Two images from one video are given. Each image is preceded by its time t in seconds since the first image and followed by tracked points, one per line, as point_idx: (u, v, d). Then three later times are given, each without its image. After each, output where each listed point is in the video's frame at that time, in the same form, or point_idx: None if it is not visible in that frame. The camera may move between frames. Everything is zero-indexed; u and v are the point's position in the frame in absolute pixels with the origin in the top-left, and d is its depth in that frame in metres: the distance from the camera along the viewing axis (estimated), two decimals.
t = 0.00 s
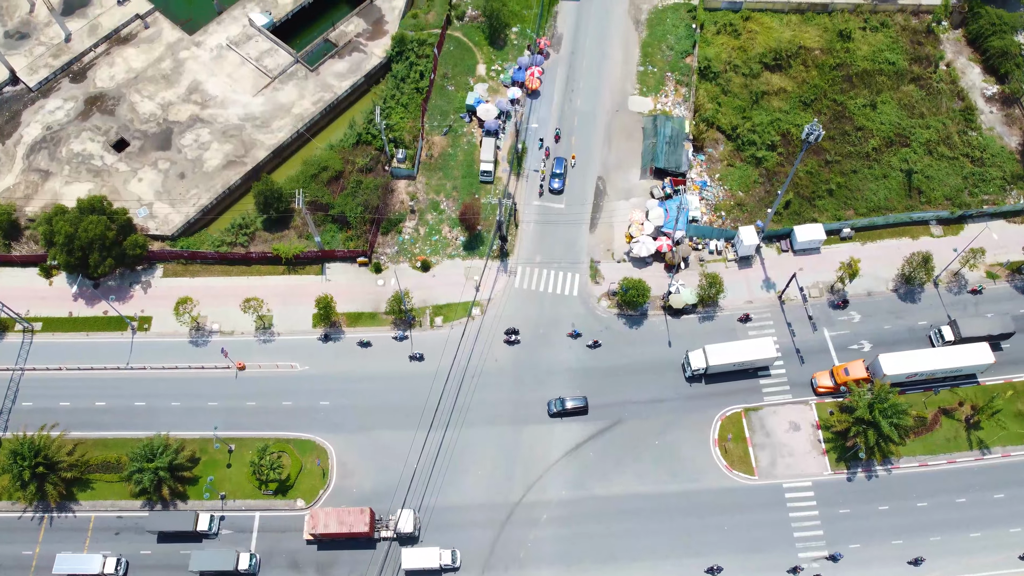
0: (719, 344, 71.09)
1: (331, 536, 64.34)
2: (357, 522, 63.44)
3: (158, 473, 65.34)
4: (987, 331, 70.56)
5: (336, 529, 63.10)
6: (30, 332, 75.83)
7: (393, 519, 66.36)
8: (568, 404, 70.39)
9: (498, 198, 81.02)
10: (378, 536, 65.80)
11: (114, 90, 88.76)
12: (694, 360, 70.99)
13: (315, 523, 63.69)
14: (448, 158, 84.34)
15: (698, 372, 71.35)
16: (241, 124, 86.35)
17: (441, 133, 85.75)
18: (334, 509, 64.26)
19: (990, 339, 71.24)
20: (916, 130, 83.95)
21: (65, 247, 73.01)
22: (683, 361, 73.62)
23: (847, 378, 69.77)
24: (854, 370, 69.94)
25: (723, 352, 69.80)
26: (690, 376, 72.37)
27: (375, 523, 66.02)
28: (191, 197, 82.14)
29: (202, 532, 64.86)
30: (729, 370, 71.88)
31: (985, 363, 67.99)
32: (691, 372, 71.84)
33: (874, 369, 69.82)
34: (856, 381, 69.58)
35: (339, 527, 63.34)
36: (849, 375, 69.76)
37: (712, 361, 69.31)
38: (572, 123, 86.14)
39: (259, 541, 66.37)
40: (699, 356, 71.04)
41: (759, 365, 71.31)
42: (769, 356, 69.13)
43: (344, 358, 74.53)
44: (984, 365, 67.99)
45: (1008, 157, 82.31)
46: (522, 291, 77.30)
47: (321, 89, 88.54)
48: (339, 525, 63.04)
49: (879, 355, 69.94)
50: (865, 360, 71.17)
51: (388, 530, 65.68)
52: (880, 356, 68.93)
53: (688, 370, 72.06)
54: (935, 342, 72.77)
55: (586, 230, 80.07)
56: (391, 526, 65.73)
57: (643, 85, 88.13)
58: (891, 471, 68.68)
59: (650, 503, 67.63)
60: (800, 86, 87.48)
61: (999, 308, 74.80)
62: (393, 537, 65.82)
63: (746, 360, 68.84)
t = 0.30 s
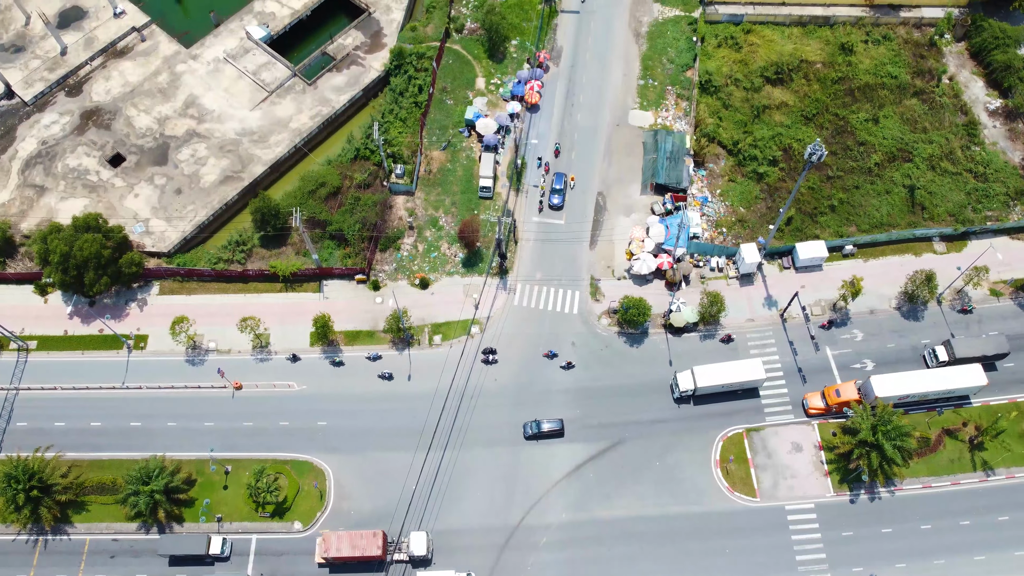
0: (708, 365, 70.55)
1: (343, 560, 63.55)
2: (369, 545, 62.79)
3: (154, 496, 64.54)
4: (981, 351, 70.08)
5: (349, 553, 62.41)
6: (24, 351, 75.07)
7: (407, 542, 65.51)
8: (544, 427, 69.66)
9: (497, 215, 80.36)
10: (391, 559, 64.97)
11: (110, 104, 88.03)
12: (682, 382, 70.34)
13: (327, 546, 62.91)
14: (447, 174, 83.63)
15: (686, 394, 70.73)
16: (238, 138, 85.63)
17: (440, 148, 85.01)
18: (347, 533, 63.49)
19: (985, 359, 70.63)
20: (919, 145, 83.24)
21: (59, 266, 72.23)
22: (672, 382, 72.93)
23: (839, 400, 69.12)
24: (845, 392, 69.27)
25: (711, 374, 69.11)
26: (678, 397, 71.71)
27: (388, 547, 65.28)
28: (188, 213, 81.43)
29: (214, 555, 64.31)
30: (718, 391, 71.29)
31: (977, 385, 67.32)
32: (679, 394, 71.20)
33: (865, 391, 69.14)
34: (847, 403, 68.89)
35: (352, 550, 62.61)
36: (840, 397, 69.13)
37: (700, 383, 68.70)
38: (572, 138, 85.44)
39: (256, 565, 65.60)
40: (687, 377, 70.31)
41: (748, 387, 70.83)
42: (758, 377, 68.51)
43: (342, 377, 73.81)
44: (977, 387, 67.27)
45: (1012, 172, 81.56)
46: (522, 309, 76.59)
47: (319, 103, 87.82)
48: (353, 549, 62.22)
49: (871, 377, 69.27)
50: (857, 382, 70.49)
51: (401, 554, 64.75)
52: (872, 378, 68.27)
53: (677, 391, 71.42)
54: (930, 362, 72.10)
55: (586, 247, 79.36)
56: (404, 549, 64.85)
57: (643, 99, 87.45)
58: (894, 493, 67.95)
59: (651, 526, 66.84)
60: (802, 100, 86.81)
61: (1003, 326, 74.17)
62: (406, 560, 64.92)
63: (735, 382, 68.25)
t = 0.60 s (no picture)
0: (695, 388, 69.59)
1: None
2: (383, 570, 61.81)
3: (149, 520, 63.64)
4: (977, 372, 69.23)
5: None
6: (19, 370, 74.31)
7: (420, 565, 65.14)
8: (520, 450, 68.86)
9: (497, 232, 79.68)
10: None
11: (106, 118, 87.28)
12: (669, 405, 69.41)
13: (339, 571, 61.64)
14: (446, 190, 82.91)
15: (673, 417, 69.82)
16: (235, 154, 84.89)
17: (438, 163, 84.31)
18: (360, 558, 62.38)
19: (980, 380, 69.72)
20: (922, 161, 82.55)
21: (54, 285, 71.45)
22: (659, 404, 72.09)
23: (829, 424, 68.24)
24: (836, 415, 68.34)
25: (698, 398, 68.23)
26: (665, 420, 70.93)
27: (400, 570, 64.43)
28: (184, 230, 80.70)
29: None
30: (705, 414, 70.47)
31: (970, 409, 66.69)
32: (666, 417, 70.31)
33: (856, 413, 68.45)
34: (837, 427, 68.05)
35: None
36: (831, 421, 68.25)
37: (687, 407, 67.82)
38: (572, 153, 84.73)
39: None
40: (674, 400, 69.40)
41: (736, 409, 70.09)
42: (746, 401, 67.70)
43: (339, 397, 73.07)
44: (969, 411, 66.77)
45: (1016, 188, 80.84)
46: (521, 328, 75.86)
47: (316, 117, 87.06)
48: (365, 574, 61.13)
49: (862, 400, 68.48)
50: (848, 404, 69.61)
51: None
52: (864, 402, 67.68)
53: (663, 414, 70.55)
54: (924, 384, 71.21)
55: (586, 264, 78.64)
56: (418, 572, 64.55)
57: (644, 113, 86.75)
58: (897, 516, 67.23)
59: (652, 549, 65.99)
60: (803, 115, 86.16)
61: (1006, 346, 73.52)
62: None
63: (722, 406, 67.46)
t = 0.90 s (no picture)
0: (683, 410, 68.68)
1: None
2: None
3: (144, 545, 62.68)
4: (972, 396, 68.24)
5: None
6: (13, 391, 73.52)
7: None
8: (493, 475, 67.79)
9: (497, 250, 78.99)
10: None
11: (102, 133, 86.48)
12: (655, 428, 68.42)
13: None
14: (445, 206, 82.16)
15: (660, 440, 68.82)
16: (232, 169, 84.10)
17: (437, 179, 83.55)
18: None
19: (974, 403, 68.82)
20: (925, 177, 81.81)
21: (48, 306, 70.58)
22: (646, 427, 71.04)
23: (820, 448, 67.38)
24: (827, 439, 67.48)
25: (684, 421, 67.28)
26: (652, 443, 69.91)
27: None
28: (180, 247, 79.91)
29: None
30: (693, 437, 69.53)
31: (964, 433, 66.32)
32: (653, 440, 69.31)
33: (848, 437, 67.61)
34: (828, 451, 67.18)
35: None
36: (821, 444, 67.39)
37: (673, 431, 66.83)
38: (572, 169, 84.00)
39: None
40: (661, 423, 68.39)
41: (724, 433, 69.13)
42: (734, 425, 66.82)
43: (337, 418, 72.29)
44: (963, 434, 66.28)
45: (1020, 205, 80.06)
46: (521, 347, 75.08)
47: (314, 132, 86.29)
48: None
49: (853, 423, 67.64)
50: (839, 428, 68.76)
51: None
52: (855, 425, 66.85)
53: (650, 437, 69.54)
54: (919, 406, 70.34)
55: (586, 282, 77.87)
56: None
57: (645, 128, 86.01)
58: (901, 540, 66.26)
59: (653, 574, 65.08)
60: (805, 130, 85.44)
61: (1011, 366, 72.75)
62: None
63: (709, 429, 66.53)
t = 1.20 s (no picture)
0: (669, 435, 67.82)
1: None
2: None
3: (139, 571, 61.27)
4: (966, 419, 67.38)
5: None
6: (7, 412, 72.70)
7: None
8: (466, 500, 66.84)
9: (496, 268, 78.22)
10: None
11: (98, 149, 85.63)
12: (642, 454, 67.59)
13: None
14: (444, 224, 81.39)
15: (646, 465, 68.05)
16: (229, 186, 83.29)
17: (436, 196, 82.75)
18: None
19: (969, 426, 67.97)
20: (929, 194, 80.99)
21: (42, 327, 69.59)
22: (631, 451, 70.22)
23: (811, 473, 66.59)
24: (817, 464, 66.67)
25: (669, 447, 66.45)
26: (637, 468, 69.17)
27: None
28: (177, 265, 79.11)
29: None
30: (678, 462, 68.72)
31: (955, 457, 65.48)
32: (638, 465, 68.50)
33: (839, 462, 66.76)
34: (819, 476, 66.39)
35: None
36: (812, 469, 66.60)
37: (659, 457, 66.06)
38: (572, 185, 83.21)
39: None
40: (646, 448, 67.55)
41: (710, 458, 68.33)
42: (720, 451, 65.99)
43: (335, 440, 71.49)
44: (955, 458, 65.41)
45: None
46: (521, 367, 74.30)
47: (312, 148, 85.49)
48: None
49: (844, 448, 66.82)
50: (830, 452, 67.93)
51: None
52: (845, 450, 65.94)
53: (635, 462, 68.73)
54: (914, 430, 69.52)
55: (587, 301, 77.09)
56: None
57: (645, 143, 85.21)
58: (906, 565, 65.43)
59: None
60: (807, 146, 84.66)
61: (1016, 387, 71.99)
62: None
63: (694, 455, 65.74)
